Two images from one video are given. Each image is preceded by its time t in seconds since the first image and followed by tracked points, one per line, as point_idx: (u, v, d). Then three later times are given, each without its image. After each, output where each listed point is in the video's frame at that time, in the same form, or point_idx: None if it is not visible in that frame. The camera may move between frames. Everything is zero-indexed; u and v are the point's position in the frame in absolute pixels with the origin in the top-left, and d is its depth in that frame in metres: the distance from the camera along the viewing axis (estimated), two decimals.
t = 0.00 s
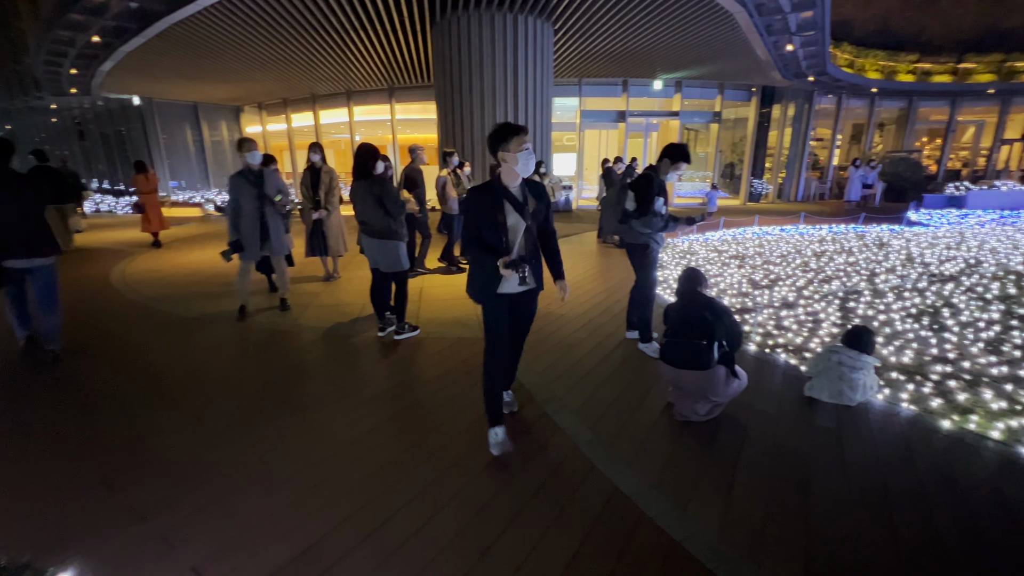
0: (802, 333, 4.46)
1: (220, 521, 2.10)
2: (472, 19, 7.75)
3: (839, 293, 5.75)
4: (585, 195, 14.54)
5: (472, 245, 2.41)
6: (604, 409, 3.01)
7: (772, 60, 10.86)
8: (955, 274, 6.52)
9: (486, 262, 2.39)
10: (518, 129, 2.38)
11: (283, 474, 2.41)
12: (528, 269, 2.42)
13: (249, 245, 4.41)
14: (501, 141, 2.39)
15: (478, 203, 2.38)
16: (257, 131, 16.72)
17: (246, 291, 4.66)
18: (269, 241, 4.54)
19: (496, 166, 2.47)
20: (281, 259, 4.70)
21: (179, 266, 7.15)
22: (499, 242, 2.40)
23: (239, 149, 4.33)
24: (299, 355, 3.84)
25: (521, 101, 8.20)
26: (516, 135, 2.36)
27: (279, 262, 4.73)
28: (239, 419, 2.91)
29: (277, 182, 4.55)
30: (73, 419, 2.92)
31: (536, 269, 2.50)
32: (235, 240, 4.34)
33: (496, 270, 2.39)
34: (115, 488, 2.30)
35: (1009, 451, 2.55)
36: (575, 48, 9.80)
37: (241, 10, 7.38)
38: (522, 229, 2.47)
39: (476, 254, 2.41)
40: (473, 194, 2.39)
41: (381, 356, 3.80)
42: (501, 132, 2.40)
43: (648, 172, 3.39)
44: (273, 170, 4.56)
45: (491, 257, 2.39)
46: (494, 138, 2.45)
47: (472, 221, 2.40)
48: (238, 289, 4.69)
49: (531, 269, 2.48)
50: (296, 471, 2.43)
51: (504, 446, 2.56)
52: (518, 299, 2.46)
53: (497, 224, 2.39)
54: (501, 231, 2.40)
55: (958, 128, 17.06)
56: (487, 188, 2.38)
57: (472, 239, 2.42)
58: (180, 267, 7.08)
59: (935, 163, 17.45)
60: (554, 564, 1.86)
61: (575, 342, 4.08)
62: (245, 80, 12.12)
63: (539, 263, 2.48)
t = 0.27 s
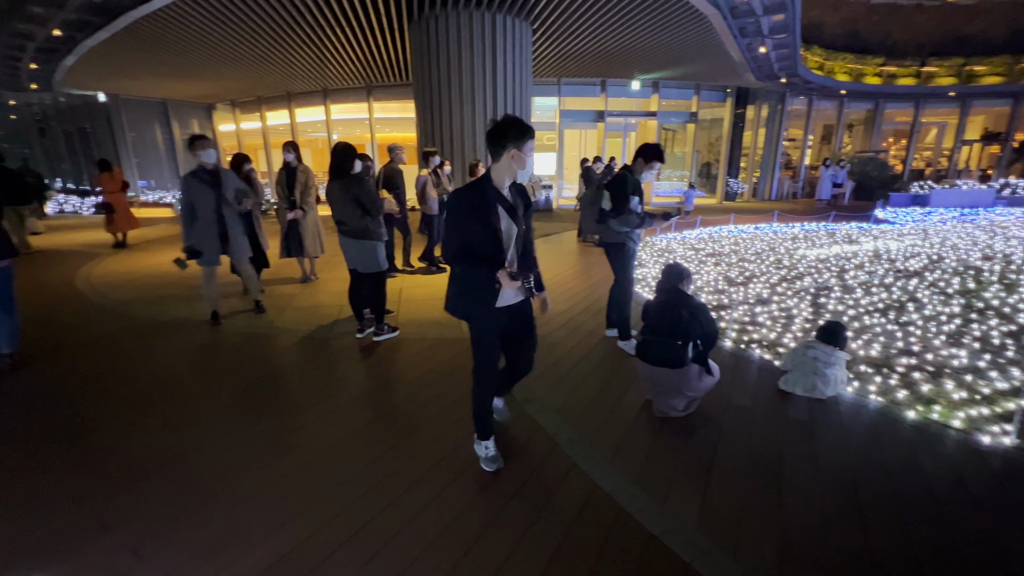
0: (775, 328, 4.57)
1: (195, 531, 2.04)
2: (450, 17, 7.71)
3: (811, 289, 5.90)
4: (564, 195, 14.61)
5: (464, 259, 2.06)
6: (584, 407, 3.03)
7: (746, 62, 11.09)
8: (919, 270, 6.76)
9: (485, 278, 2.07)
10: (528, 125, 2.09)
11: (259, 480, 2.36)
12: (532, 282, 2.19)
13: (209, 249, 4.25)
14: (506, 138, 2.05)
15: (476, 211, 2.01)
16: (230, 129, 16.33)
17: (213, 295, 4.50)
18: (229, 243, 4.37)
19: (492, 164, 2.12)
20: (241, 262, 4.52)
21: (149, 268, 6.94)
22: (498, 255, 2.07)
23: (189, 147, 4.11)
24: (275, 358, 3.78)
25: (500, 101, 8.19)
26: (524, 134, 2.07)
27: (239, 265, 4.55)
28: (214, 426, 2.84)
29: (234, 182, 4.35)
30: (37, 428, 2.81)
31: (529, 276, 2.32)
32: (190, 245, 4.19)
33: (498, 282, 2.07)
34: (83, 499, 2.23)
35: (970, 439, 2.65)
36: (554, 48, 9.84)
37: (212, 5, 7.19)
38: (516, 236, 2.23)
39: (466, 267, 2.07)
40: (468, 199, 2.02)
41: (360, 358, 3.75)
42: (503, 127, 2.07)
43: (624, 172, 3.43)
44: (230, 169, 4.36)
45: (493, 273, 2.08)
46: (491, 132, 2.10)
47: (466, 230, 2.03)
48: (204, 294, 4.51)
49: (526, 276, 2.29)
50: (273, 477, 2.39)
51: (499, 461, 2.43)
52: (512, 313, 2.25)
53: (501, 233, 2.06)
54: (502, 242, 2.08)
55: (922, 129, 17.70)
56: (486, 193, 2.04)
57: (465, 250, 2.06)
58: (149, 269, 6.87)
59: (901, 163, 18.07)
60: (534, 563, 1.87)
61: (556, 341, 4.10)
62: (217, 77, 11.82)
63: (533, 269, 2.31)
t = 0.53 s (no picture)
0: (751, 324, 4.67)
1: (171, 538, 2.00)
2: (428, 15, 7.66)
3: (785, 286, 6.05)
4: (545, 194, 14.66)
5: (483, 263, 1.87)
6: (565, 405, 3.05)
7: (721, 63, 11.29)
8: (886, 266, 6.99)
9: (505, 283, 1.91)
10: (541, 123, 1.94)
11: (238, 485, 2.33)
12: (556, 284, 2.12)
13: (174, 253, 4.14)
14: (525, 136, 1.89)
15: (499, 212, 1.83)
16: (202, 127, 15.92)
17: (184, 299, 4.38)
18: (195, 245, 4.24)
19: (506, 164, 1.93)
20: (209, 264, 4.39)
21: (117, 271, 6.73)
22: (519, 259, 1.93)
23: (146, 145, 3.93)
24: (252, 361, 3.70)
25: (479, 100, 8.17)
26: (539, 132, 1.93)
27: (206, 267, 4.42)
28: (190, 431, 2.78)
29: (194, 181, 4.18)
30: None
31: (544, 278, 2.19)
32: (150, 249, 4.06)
33: (524, 290, 1.96)
34: (50, 510, 2.16)
35: (933, 428, 2.77)
36: (532, 47, 9.86)
37: None
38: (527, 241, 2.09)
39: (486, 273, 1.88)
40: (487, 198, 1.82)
41: (341, 359, 3.71)
42: (519, 124, 1.89)
43: (602, 170, 3.46)
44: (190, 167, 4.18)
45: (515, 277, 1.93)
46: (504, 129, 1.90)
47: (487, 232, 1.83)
48: (173, 299, 4.39)
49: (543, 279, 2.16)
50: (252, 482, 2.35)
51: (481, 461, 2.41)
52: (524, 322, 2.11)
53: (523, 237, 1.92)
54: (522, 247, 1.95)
55: (889, 129, 18.29)
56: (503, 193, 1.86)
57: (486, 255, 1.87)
58: (118, 272, 6.66)
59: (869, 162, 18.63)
60: (517, 559, 1.89)
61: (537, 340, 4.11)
62: (188, 73, 11.51)
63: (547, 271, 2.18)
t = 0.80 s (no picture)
0: (727, 320, 4.75)
1: (146, 546, 1.95)
2: (406, 13, 7.58)
3: (760, 282, 6.18)
4: (525, 193, 14.68)
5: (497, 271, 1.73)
6: (545, 403, 3.06)
7: (697, 64, 11.48)
8: (856, 262, 7.21)
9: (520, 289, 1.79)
10: (541, 117, 1.84)
11: (214, 491, 2.27)
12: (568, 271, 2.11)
13: (143, 255, 4.01)
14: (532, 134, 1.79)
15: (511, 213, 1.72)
16: (172, 125, 15.46)
17: (152, 302, 4.26)
18: (163, 246, 4.11)
19: (514, 164, 1.82)
20: (177, 266, 4.27)
21: (82, 274, 6.49)
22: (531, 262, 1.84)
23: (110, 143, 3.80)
24: (226, 364, 3.62)
25: (458, 98, 8.13)
26: (540, 126, 1.83)
27: (174, 269, 4.30)
28: (164, 437, 2.71)
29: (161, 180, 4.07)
30: None
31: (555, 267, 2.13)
32: (119, 251, 3.91)
33: (542, 287, 1.97)
34: (17, 522, 2.08)
35: (900, 418, 2.86)
36: (511, 47, 9.86)
37: None
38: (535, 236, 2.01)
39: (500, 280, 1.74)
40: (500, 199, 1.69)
41: (320, 361, 3.66)
42: (524, 122, 1.79)
43: (580, 169, 3.49)
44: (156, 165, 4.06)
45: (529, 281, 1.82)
46: (506, 127, 1.78)
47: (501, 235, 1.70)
48: (141, 302, 4.26)
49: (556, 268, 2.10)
50: (230, 487, 2.30)
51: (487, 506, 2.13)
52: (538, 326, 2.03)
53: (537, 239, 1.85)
54: (535, 249, 1.88)
55: (857, 129, 18.85)
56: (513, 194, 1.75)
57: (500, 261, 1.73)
58: (83, 275, 6.42)
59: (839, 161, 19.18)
60: (500, 556, 1.89)
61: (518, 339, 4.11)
62: (157, 69, 11.17)
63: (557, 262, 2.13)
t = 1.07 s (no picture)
0: (704, 317, 4.84)
1: (119, 556, 1.89)
2: (383, 10, 7.50)
3: (735, 279, 6.32)
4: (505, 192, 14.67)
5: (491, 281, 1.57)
6: (527, 402, 3.07)
7: (672, 64, 11.64)
8: (826, 258, 7.43)
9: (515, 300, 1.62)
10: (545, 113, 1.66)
11: (189, 498, 2.22)
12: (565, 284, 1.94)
13: (113, 257, 3.88)
14: (530, 128, 1.62)
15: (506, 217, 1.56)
16: (139, 122, 14.96)
17: (119, 306, 4.12)
18: (132, 248, 4.00)
19: (512, 163, 1.66)
20: (146, 269, 4.16)
21: (44, 277, 6.24)
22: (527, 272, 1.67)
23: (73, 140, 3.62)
24: (200, 369, 3.54)
25: (437, 97, 8.08)
26: (540, 122, 1.66)
27: (142, 272, 4.18)
28: (135, 444, 2.63)
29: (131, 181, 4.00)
30: None
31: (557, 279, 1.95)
32: (90, 253, 3.76)
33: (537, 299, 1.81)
34: None
35: (868, 408, 2.97)
36: (490, 46, 9.85)
37: None
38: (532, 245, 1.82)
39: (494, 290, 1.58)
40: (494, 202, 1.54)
41: (297, 364, 3.59)
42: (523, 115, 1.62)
43: (563, 169, 3.52)
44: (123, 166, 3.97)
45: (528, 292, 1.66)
46: (503, 119, 1.62)
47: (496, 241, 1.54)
48: (108, 306, 4.12)
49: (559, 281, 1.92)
50: (205, 493, 2.25)
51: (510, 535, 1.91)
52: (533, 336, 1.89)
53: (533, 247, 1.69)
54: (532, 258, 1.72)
55: (827, 130, 19.39)
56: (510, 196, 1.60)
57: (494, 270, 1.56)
58: (45, 278, 6.18)
59: (810, 161, 19.70)
60: (482, 555, 1.89)
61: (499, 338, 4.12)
62: (123, 65, 10.80)
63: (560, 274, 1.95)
